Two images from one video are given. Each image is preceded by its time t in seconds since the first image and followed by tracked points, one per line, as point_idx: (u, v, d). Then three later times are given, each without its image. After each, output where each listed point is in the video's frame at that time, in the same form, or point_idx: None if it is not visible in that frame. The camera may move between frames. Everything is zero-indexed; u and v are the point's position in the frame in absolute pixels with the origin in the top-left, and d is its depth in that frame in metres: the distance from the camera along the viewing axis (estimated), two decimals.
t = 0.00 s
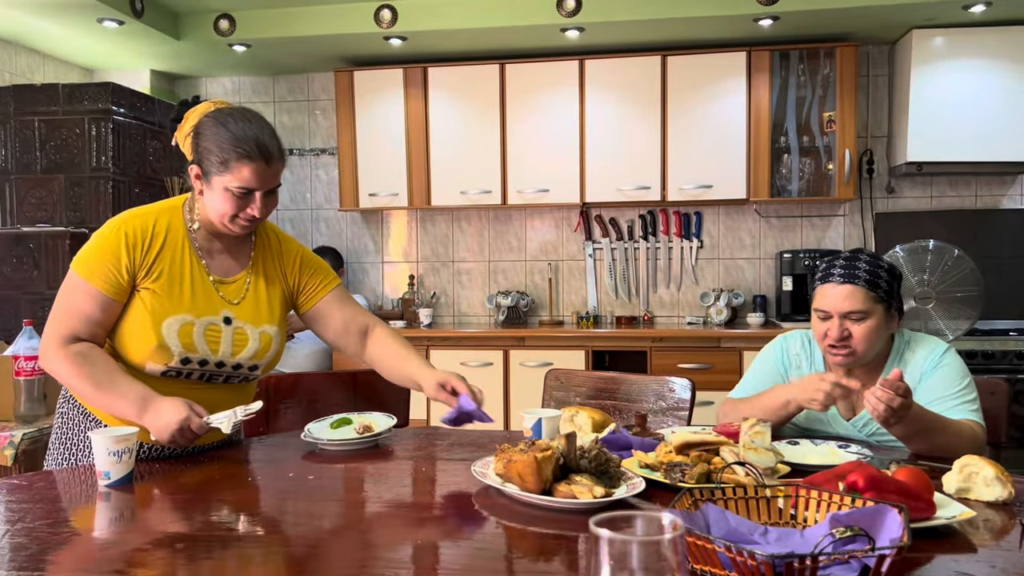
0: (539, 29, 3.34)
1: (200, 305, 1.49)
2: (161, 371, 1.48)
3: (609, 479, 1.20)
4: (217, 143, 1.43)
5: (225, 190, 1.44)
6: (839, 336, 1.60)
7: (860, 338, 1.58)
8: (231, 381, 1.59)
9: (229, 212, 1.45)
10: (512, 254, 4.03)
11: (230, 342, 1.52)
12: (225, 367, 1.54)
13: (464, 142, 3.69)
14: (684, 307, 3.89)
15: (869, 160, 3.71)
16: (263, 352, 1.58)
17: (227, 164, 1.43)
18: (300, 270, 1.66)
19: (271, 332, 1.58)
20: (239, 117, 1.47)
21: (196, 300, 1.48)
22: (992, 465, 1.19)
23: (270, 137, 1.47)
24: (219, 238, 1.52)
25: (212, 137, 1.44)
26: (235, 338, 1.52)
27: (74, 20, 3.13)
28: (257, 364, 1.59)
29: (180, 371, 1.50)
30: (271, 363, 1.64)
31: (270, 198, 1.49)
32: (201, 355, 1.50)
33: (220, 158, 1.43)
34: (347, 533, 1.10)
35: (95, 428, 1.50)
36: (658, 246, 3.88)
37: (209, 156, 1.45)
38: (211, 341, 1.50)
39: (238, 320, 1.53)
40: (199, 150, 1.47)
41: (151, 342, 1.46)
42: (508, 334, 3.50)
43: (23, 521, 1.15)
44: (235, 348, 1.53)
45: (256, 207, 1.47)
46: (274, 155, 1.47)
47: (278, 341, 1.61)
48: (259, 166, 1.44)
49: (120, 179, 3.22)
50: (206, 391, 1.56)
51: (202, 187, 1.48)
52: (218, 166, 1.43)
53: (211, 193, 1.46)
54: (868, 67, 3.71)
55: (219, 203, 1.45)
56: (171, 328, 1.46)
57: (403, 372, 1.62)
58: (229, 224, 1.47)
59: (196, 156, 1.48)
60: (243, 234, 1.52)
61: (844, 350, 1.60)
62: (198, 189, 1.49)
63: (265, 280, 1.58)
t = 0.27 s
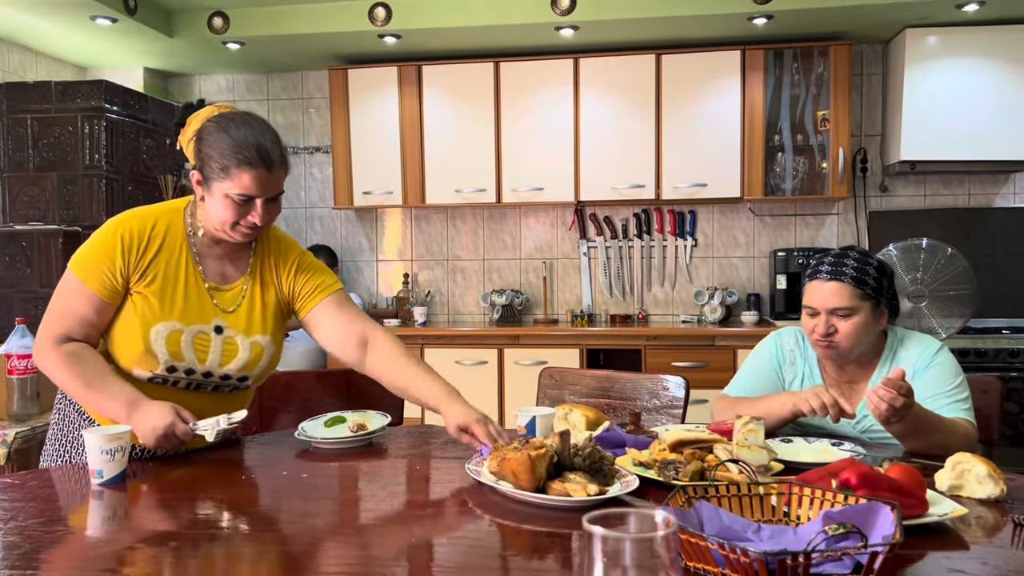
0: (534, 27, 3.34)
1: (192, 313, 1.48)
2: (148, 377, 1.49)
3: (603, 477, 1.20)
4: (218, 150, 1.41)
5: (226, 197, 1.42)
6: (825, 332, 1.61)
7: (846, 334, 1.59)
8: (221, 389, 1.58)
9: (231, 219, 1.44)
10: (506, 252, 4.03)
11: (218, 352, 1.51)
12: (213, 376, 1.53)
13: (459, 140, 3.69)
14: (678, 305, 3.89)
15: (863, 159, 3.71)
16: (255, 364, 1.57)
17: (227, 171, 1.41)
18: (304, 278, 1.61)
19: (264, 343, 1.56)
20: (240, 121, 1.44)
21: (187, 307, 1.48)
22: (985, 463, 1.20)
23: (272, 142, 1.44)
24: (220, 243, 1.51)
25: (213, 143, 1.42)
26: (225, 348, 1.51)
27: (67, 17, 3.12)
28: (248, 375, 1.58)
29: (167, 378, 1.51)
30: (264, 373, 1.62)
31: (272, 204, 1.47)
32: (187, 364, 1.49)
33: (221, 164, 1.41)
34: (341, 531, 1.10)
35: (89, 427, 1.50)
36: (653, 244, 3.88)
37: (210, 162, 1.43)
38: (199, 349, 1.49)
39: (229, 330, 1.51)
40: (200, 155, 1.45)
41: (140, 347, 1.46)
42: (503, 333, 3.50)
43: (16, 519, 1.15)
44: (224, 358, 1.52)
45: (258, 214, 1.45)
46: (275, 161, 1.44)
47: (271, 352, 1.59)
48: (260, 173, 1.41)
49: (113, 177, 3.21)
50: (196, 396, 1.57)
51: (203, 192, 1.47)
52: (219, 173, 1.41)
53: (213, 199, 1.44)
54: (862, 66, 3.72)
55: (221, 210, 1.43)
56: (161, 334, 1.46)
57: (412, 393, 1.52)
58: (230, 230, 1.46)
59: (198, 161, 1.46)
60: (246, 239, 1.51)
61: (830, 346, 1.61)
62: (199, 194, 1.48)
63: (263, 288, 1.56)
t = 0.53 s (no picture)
0: (527, 24, 3.33)
1: (189, 308, 1.48)
2: (145, 372, 1.48)
3: (595, 473, 1.21)
4: (214, 145, 1.40)
5: (220, 191, 1.41)
6: (813, 328, 1.62)
7: (833, 330, 1.60)
8: (217, 384, 1.58)
9: (225, 213, 1.43)
10: (499, 249, 4.03)
11: (216, 346, 1.50)
12: (210, 371, 1.53)
13: (451, 137, 3.69)
14: (671, 302, 3.90)
15: (854, 157, 3.72)
16: (253, 358, 1.56)
17: (222, 166, 1.40)
18: (295, 275, 1.62)
19: (260, 339, 1.56)
20: (236, 117, 1.43)
21: (184, 302, 1.47)
22: (974, 458, 1.20)
23: (267, 137, 1.44)
24: (213, 238, 1.50)
25: (208, 137, 1.41)
26: (222, 344, 1.51)
27: (56, 12, 3.10)
28: (244, 370, 1.57)
29: (165, 374, 1.50)
30: (260, 368, 1.62)
31: (266, 200, 1.47)
32: (186, 359, 1.49)
33: (216, 158, 1.40)
34: (333, 527, 1.10)
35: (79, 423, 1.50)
36: (645, 241, 3.89)
37: (205, 157, 1.42)
38: (197, 344, 1.49)
39: (227, 325, 1.51)
40: (195, 150, 1.44)
41: (137, 342, 1.45)
42: (495, 330, 3.50)
43: (4, 516, 1.14)
44: (222, 353, 1.52)
45: (252, 209, 1.45)
46: (270, 156, 1.44)
47: (267, 347, 1.59)
48: (255, 168, 1.41)
49: (103, 173, 3.19)
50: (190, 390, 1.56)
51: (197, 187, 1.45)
52: (214, 168, 1.41)
53: (207, 194, 1.43)
54: (854, 63, 3.73)
55: (215, 205, 1.43)
56: (159, 329, 1.45)
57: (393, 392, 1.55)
58: (224, 225, 1.45)
59: (193, 156, 1.45)
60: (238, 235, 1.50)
61: (818, 341, 1.62)
62: (193, 189, 1.47)
63: (259, 284, 1.56)
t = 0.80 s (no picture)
0: (519, 19, 3.33)
1: (180, 295, 1.47)
2: (140, 361, 1.47)
3: (586, 469, 1.20)
4: (204, 135, 1.40)
5: (208, 181, 1.41)
6: (804, 323, 1.62)
7: (824, 326, 1.60)
8: (211, 370, 1.57)
9: (213, 203, 1.43)
10: (491, 246, 4.02)
11: (210, 331, 1.50)
12: (205, 356, 1.52)
13: (443, 133, 3.68)
14: (662, 299, 3.90)
15: (846, 154, 3.73)
16: (245, 340, 1.56)
17: (212, 157, 1.39)
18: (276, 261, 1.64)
19: (251, 322, 1.56)
20: (224, 106, 1.43)
21: (175, 289, 1.47)
22: (964, 454, 1.21)
23: (256, 128, 1.44)
24: (197, 226, 1.50)
25: (197, 127, 1.40)
26: (215, 328, 1.50)
27: (44, 5, 3.08)
28: (237, 354, 1.57)
29: (160, 362, 1.49)
30: (252, 352, 1.62)
31: (252, 190, 1.47)
32: (181, 345, 1.48)
33: (205, 149, 1.40)
34: (323, 524, 1.09)
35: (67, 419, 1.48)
36: (637, 238, 3.89)
37: (193, 146, 1.41)
38: (191, 331, 1.48)
39: (218, 309, 1.50)
40: (182, 138, 1.43)
41: (131, 332, 1.43)
42: (487, 326, 3.49)
43: None
44: (216, 337, 1.51)
45: (238, 199, 1.45)
46: (259, 148, 1.44)
47: (257, 330, 1.59)
48: (245, 160, 1.41)
49: (92, 168, 3.17)
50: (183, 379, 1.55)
51: (183, 176, 1.45)
52: (202, 158, 1.40)
53: (193, 183, 1.43)
54: (845, 60, 3.73)
55: (202, 194, 1.42)
56: (151, 317, 1.44)
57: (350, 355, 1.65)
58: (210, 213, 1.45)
59: (179, 144, 1.43)
60: (221, 222, 1.50)
61: (808, 337, 1.62)
62: (178, 176, 1.46)
63: (245, 269, 1.56)
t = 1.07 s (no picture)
0: (513, 17, 3.32)
1: (181, 279, 1.47)
2: (147, 344, 1.46)
3: (581, 466, 1.20)
4: (192, 122, 1.42)
5: (198, 168, 1.43)
6: (798, 321, 1.63)
7: (818, 323, 1.60)
8: (210, 354, 1.57)
9: (201, 189, 1.45)
10: (485, 243, 4.02)
11: (211, 313, 1.50)
12: (207, 339, 1.52)
13: (438, 130, 3.67)
14: (656, 297, 3.90)
15: (840, 152, 3.74)
16: (243, 321, 1.57)
17: (201, 144, 1.42)
18: (258, 247, 1.67)
19: (247, 305, 1.57)
20: (210, 95, 1.46)
21: (176, 274, 1.47)
22: (956, 451, 1.21)
23: (242, 117, 1.47)
24: (187, 216, 1.51)
25: (185, 115, 1.43)
26: (216, 310, 1.50)
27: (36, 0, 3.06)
28: (236, 336, 1.57)
29: (164, 345, 1.48)
30: (247, 336, 1.62)
31: (238, 177, 1.50)
32: (185, 327, 1.47)
33: (193, 136, 1.42)
34: (317, 520, 1.09)
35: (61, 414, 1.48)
36: (631, 236, 3.89)
37: (181, 134, 1.43)
38: (194, 314, 1.47)
39: (217, 292, 1.51)
40: (169, 128, 1.45)
41: (138, 316, 1.43)
42: (481, 324, 3.49)
43: None
44: (217, 320, 1.51)
45: (226, 185, 1.48)
46: (245, 136, 1.48)
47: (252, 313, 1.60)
48: (233, 147, 1.44)
49: (85, 164, 3.16)
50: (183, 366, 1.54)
51: (170, 165, 1.46)
52: (191, 145, 1.42)
53: (182, 170, 1.44)
54: (839, 58, 3.74)
55: (191, 181, 1.44)
56: (156, 301, 1.44)
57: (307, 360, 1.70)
58: (199, 200, 1.47)
59: (165, 133, 1.45)
60: (206, 212, 1.52)
61: (803, 334, 1.63)
62: (165, 165, 1.47)
63: (234, 255, 1.58)
